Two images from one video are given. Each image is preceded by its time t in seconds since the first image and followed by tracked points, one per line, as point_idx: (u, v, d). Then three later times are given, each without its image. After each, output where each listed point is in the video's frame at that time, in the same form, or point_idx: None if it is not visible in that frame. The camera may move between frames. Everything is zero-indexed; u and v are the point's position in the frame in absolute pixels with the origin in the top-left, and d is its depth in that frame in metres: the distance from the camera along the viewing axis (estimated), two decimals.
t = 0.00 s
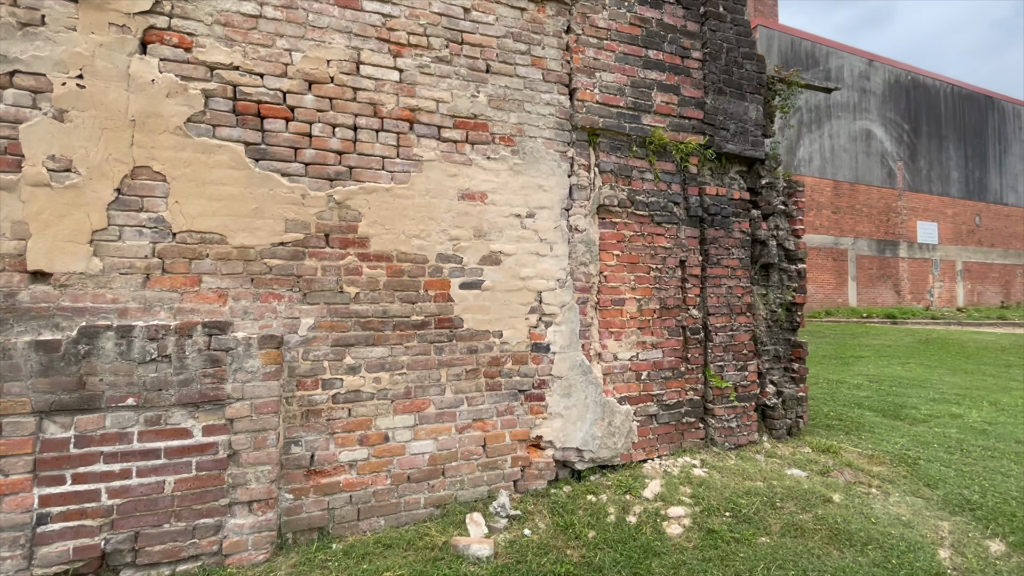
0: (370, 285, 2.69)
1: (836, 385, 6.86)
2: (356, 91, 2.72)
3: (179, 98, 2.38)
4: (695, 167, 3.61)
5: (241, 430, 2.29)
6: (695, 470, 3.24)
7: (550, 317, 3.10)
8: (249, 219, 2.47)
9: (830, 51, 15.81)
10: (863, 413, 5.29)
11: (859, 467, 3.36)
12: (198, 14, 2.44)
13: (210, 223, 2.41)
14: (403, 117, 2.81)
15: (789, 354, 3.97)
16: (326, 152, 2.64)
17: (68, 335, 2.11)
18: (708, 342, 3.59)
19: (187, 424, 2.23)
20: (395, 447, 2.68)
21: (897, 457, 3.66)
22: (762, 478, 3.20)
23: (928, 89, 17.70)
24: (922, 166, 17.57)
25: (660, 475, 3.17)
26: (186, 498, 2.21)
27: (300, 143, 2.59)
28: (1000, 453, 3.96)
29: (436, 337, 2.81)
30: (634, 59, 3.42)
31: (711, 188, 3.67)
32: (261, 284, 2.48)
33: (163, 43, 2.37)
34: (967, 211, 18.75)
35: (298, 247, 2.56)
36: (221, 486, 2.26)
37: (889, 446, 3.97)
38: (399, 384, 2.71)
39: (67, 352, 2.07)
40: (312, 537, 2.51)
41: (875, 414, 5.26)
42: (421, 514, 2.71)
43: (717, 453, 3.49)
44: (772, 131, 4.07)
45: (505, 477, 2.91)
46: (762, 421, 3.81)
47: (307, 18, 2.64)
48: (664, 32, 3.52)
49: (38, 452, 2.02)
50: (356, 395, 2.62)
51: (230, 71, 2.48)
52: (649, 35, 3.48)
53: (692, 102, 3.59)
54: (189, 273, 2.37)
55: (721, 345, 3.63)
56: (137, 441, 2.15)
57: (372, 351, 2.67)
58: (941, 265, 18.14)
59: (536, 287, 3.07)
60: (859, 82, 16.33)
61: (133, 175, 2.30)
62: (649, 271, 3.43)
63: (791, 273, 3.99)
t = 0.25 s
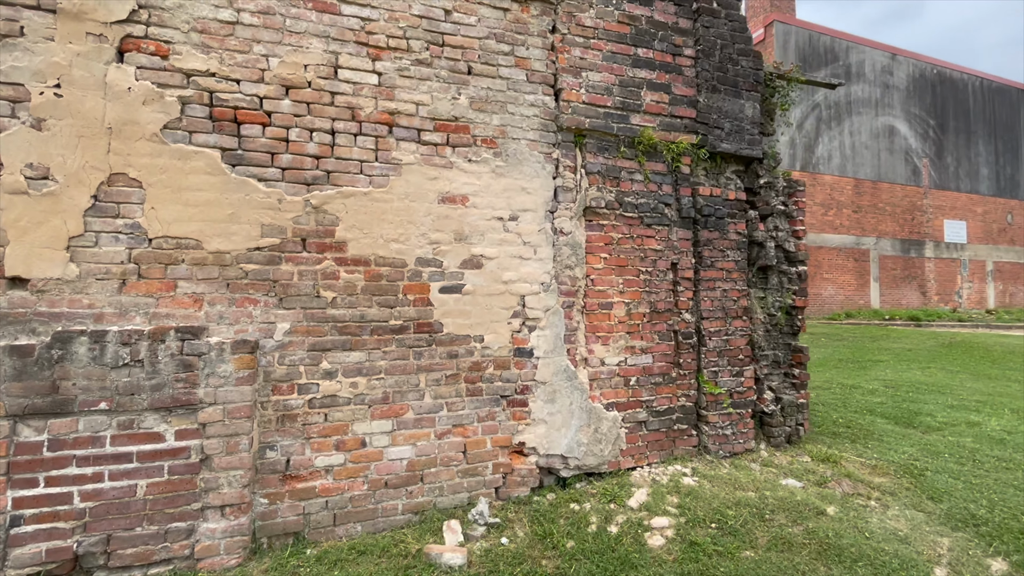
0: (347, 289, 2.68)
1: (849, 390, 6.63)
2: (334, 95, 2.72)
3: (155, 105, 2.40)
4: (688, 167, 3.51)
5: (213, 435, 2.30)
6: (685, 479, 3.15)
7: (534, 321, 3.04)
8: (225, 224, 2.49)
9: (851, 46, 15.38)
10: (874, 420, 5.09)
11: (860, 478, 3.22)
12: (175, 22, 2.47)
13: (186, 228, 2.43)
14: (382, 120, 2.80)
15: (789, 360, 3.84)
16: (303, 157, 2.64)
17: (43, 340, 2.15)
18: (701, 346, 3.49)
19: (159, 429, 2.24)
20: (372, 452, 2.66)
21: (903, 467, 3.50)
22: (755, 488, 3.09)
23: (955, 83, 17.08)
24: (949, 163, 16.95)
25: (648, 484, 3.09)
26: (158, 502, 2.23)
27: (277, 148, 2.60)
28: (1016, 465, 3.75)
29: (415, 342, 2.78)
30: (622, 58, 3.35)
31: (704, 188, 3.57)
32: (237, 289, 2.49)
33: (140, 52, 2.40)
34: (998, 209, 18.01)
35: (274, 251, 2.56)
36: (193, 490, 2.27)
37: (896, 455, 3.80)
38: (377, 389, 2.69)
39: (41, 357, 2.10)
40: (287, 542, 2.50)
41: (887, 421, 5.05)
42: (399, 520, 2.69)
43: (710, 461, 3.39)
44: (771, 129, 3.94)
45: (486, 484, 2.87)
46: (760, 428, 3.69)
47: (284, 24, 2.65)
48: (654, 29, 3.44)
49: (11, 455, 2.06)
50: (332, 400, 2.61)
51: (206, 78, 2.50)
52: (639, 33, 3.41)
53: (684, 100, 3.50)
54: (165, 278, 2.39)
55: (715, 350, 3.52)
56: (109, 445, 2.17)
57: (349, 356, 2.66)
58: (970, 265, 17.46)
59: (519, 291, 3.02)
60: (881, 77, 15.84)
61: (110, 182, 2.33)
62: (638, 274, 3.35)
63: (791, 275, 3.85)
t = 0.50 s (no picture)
0: (331, 289, 2.70)
1: (860, 393, 6.46)
2: (318, 97, 2.75)
3: (143, 110, 2.46)
4: (680, 165, 3.47)
5: (196, 432, 2.34)
6: (675, 482, 3.10)
7: (520, 321, 3.03)
8: (210, 225, 2.53)
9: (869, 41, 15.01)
10: (883, 424, 4.95)
11: (857, 483, 3.14)
12: (162, 28, 2.53)
13: (172, 229, 2.48)
14: (367, 121, 2.82)
15: (787, 361, 3.76)
16: (287, 159, 2.68)
17: (32, 338, 2.21)
18: (694, 347, 3.44)
19: (143, 425, 2.29)
20: (355, 451, 2.68)
21: (905, 473, 3.39)
22: (746, 491, 3.03)
23: (980, 77, 16.56)
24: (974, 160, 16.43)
25: (636, 486, 3.05)
26: (142, 497, 2.27)
27: (262, 150, 2.64)
28: None
29: (399, 341, 2.80)
30: (612, 56, 3.32)
31: (698, 187, 3.52)
32: (222, 289, 2.54)
33: (128, 58, 2.47)
34: None
35: (258, 252, 2.60)
36: (176, 486, 2.32)
37: (900, 460, 3.69)
38: (360, 388, 2.71)
39: (29, 355, 2.17)
40: (270, 538, 2.53)
41: (896, 425, 4.91)
42: (383, 518, 2.70)
43: (703, 464, 3.33)
44: (769, 126, 3.87)
45: (470, 484, 2.87)
46: (756, 431, 3.61)
47: (270, 28, 2.69)
48: (644, 26, 3.41)
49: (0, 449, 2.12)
50: (316, 398, 2.64)
51: (192, 82, 2.55)
52: (629, 31, 3.38)
53: (676, 97, 3.45)
54: (152, 278, 2.45)
55: (708, 351, 3.47)
56: (95, 440, 2.23)
57: (333, 355, 2.68)
58: (997, 264, 16.88)
59: (505, 290, 3.01)
60: (901, 72, 15.43)
61: (98, 185, 2.40)
62: (629, 273, 3.31)
63: (789, 275, 3.77)
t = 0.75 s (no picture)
0: (317, 296, 2.74)
1: (870, 399, 6.30)
2: (305, 107, 2.79)
3: (133, 122, 2.53)
4: (671, 170, 3.43)
5: (182, 437, 2.40)
6: (664, 490, 3.06)
7: (507, 328, 3.03)
8: (198, 235, 2.59)
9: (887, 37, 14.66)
10: (890, 432, 4.82)
11: (853, 494, 3.06)
12: (152, 43, 2.59)
13: (161, 238, 2.54)
14: (353, 130, 2.86)
15: (784, 368, 3.69)
16: (274, 168, 2.73)
17: (24, 345, 2.29)
18: (686, 354, 3.40)
19: (131, 430, 2.35)
20: (340, 456, 2.71)
21: (905, 484, 3.30)
22: (736, 501, 2.98)
23: (1005, 72, 16.05)
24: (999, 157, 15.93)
25: (624, 494, 3.02)
26: (128, 500, 2.33)
27: (249, 160, 2.69)
28: None
29: (384, 348, 2.82)
30: (600, 61, 3.31)
31: (689, 191, 3.48)
32: (209, 296, 2.59)
33: (119, 72, 2.54)
34: None
35: (245, 260, 2.65)
36: (162, 490, 2.37)
37: (902, 470, 3.59)
38: (345, 394, 2.74)
39: (21, 362, 2.24)
40: (256, 542, 2.57)
41: (904, 433, 4.77)
42: (367, 524, 2.73)
43: (694, 472, 3.29)
44: (765, 128, 3.81)
45: (456, 490, 2.88)
46: (752, 438, 3.55)
47: (257, 40, 2.74)
48: (634, 30, 3.39)
49: None
50: (301, 404, 2.67)
51: (181, 95, 2.62)
52: (618, 35, 3.36)
53: (667, 101, 3.42)
54: (141, 286, 2.51)
55: (701, 357, 3.42)
56: (84, 445, 2.29)
57: (318, 361, 2.71)
58: None
59: (491, 297, 3.02)
60: (921, 69, 15.04)
61: (90, 196, 2.47)
62: (618, 279, 3.29)
63: (786, 280, 3.71)
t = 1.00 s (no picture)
0: (299, 300, 2.78)
1: (880, 405, 6.14)
2: (287, 115, 2.84)
3: (120, 132, 2.61)
4: (659, 172, 3.40)
5: (163, 439, 2.46)
6: (648, 496, 3.02)
7: (489, 332, 3.04)
8: (183, 241, 2.66)
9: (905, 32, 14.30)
10: (895, 439, 4.69)
11: (844, 502, 2.98)
12: (139, 55, 2.67)
13: (146, 245, 2.61)
14: (335, 137, 2.90)
15: (777, 373, 3.62)
16: (257, 175, 2.78)
17: (14, 349, 2.37)
18: (673, 358, 3.36)
19: (114, 432, 2.42)
20: (321, 459, 2.74)
21: (901, 493, 3.20)
22: (721, 508, 2.93)
23: None
24: None
25: (607, 500, 2.99)
26: (112, 499, 2.40)
27: (232, 167, 2.75)
28: None
29: (366, 351, 2.85)
30: (585, 64, 3.30)
31: (678, 194, 3.44)
32: (193, 301, 2.65)
33: (107, 84, 2.62)
34: None
35: (228, 265, 2.71)
36: (144, 490, 2.43)
37: (900, 478, 3.48)
38: (326, 397, 2.78)
39: (9, 364, 2.32)
40: (237, 542, 2.62)
41: (911, 440, 4.64)
42: (347, 526, 2.75)
43: (681, 478, 3.24)
44: (758, 129, 3.74)
45: (437, 493, 2.89)
46: (743, 445, 3.49)
47: (241, 50, 2.80)
48: (620, 33, 3.37)
49: None
50: (282, 407, 2.72)
51: (167, 105, 2.69)
52: (603, 38, 3.34)
53: (654, 103, 3.39)
54: (127, 291, 2.58)
55: (689, 362, 3.37)
56: (69, 445, 2.37)
57: (299, 365, 2.76)
58: None
59: (474, 301, 3.02)
60: (942, 64, 14.62)
61: (79, 204, 2.55)
62: (603, 283, 3.27)
63: (779, 283, 3.64)
